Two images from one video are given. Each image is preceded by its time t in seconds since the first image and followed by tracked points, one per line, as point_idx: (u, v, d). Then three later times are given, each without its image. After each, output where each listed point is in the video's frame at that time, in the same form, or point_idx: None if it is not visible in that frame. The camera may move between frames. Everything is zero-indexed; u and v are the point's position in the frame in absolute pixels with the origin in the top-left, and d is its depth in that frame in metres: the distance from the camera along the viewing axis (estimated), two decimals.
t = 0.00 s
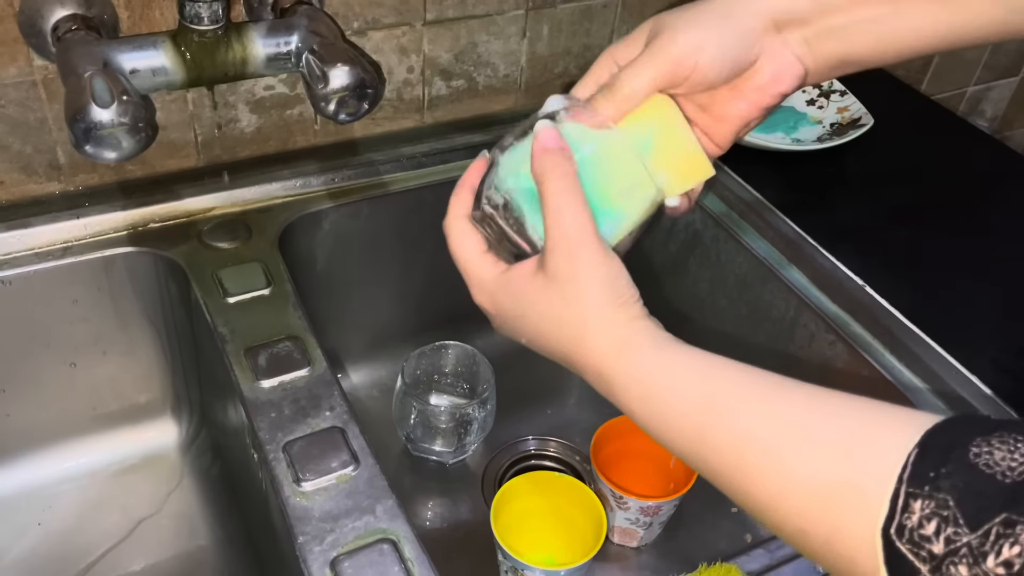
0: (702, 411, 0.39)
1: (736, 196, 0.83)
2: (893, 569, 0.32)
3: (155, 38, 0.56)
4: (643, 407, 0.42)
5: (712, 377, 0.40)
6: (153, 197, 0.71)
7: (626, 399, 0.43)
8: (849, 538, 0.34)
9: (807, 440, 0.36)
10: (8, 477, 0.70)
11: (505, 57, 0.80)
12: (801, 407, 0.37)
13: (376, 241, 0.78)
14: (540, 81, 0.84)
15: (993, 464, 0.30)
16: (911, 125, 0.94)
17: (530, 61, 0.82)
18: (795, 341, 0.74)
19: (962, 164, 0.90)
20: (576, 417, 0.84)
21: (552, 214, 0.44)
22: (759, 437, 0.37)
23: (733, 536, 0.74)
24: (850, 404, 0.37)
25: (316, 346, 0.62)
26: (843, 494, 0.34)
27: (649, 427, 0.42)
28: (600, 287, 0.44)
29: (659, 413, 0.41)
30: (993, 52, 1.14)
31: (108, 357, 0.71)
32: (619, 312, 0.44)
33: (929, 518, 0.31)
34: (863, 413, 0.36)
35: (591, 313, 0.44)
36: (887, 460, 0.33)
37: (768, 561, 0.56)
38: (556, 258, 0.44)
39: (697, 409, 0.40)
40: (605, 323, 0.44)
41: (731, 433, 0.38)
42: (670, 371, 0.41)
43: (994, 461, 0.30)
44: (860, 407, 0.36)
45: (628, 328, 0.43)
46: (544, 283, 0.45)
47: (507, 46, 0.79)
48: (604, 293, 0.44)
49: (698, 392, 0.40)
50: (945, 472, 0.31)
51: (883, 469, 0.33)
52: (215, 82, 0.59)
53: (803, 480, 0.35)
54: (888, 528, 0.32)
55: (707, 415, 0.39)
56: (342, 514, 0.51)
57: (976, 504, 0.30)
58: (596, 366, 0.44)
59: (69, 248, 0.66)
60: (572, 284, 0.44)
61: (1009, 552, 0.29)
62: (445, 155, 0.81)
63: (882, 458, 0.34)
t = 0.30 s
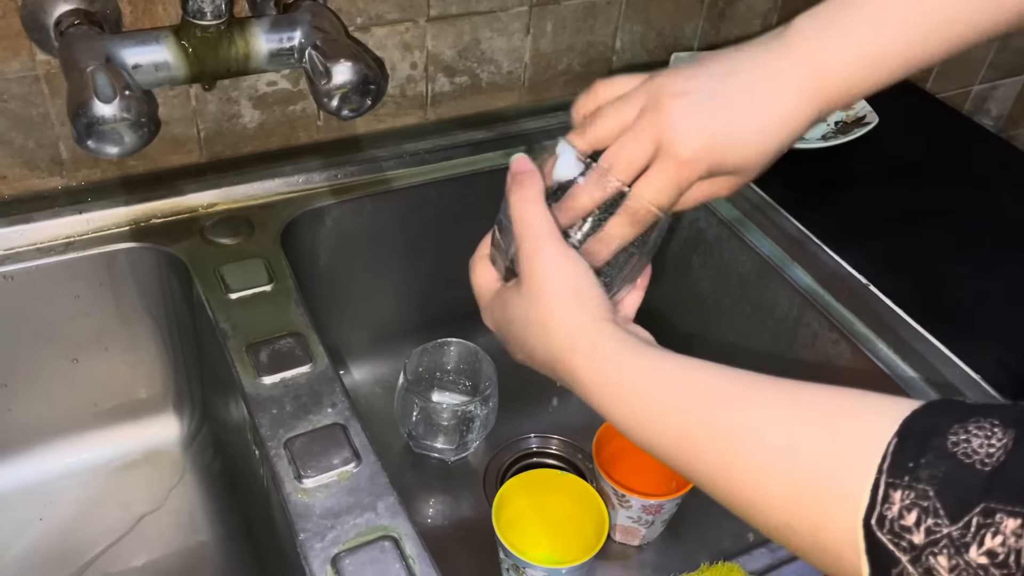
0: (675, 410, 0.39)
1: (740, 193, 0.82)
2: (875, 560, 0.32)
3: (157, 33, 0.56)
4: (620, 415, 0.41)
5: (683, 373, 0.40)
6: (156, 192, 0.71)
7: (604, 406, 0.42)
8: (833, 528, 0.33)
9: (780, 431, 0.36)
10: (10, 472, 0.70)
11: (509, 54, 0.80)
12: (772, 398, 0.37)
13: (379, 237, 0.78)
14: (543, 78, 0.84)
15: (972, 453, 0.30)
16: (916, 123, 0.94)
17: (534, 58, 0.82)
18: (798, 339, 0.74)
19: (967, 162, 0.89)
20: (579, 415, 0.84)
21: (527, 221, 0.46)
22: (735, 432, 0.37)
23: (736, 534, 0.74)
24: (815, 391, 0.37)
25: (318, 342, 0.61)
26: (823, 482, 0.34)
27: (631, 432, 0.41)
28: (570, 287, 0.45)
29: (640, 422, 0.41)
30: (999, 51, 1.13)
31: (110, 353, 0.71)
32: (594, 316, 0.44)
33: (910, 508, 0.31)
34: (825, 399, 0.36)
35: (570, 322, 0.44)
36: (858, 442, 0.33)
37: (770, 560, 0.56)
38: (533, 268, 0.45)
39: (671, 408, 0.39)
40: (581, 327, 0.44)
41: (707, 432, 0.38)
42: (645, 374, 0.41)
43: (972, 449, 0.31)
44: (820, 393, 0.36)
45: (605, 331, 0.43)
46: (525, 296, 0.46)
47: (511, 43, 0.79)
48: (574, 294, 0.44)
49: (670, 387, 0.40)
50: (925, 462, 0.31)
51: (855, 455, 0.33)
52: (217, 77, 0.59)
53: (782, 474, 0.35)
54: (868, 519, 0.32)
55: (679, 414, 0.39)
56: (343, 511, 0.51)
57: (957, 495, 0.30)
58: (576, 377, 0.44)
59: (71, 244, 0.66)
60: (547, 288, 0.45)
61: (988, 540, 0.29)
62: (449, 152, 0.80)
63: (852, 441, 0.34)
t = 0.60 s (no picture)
0: (675, 446, 0.42)
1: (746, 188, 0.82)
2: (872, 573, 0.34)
3: (168, 27, 0.57)
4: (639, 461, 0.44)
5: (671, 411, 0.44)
6: (164, 185, 0.71)
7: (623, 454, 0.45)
8: (829, 550, 0.35)
9: (777, 456, 0.38)
10: (19, 464, 0.71)
11: (516, 49, 0.80)
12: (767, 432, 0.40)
13: (386, 232, 0.78)
14: (550, 73, 0.84)
15: (947, 468, 0.33)
16: (923, 120, 0.94)
17: (541, 54, 0.82)
18: (804, 334, 0.74)
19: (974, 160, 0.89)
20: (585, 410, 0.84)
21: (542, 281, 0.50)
22: (745, 467, 0.39)
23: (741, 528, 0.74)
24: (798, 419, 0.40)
25: (326, 335, 0.62)
26: (815, 507, 0.36)
27: (646, 473, 0.44)
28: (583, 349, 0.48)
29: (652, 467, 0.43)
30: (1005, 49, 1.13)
31: (119, 345, 0.71)
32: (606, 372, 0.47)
33: (898, 522, 0.33)
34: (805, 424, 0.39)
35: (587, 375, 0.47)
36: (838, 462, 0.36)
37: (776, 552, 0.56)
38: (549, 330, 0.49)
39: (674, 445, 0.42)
40: (596, 383, 0.47)
41: (713, 470, 0.40)
42: (649, 423, 0.44)
43: (947, 463, 0.33)
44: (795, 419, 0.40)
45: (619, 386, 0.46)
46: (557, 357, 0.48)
47: (518, 38, 0.79)
48: (587, 351, 0.48)
49: (672, 427, 0.43)
50: (907, 479, 0.33)
51: (851, 481, 0.35)
52: (227, 71, 0.59)
53: (783, 500, 0.37)
54: (864, 535, 0.34)
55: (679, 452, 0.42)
56: (351, 502, 0.51)
57: (939, 508, 0.32)
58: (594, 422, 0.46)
59: (80, 236, 0.66)
60: (561, 348, 0.48)
61: (970, 545, 0.31)
62: (456, 147, 0.80)
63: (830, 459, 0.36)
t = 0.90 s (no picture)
0: (679, 398, 0.42)
1: (746, 189, 0.82)
2: (838, 481, 0.34)
3: (166, 26, 0.57)
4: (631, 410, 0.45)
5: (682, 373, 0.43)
6: (163, 185, 0.71)
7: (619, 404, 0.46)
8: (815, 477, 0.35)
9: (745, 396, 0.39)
10: (19, 462, 0.71)
11: (516, 49, 0.80)
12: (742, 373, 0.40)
13: (385, 231, 0.78)
14: (550, 73, 0.84)
15: (906, 381, 0.32)
16: (924, 121, 0.94)
17: (541, 53, 0.82)
18: (803, 334, 0.74)
19: (974, 161, 0.89)
20: (583, 410, 0.84)
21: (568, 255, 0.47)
22: (723, 407, 0.40)
23: (738, 529, 0.74)
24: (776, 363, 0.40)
25: (324, 335, 0.62)
26: (795, 431, 0.36)
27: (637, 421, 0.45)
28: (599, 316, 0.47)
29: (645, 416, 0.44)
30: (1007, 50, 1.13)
31: (117, 343, 0.71)
32: (612, 335, 0.47)
33: (858, 427, 0.33)
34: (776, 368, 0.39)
35: (593, 336, 0.47)
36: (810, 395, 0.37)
37: (771, 553, 0.55)
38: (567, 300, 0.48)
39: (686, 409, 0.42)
40: (600, 345, 0.47)
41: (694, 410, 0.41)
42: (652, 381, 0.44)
43: (906, 375, 0.33)
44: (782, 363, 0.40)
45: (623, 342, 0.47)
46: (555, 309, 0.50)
47: (518, 38, 0.79)
48: (602, 319, 0.47)
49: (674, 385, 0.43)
50: (868, 394, 0.33)
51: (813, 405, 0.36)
52: (225, 71, 0.59)
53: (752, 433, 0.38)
54: (830, 441, 0.34)
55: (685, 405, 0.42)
56: (346, 502, 0.51)
57: (893, 412, 0.32)
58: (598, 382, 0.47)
59: (79, 235, 0.67)
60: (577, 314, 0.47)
61: (918, 439, 0.31)
62: (455, 146, 0.80)
63: (807, 391, 0.37)
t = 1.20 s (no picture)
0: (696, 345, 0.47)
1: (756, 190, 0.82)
2: (829, 414, 0.39)
3: (180, 28, 0.57)
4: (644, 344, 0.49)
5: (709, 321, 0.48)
6: (176, 185, 0.72)
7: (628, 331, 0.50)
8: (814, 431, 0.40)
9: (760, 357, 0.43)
10: (33, 459, 0.72)
11: (526, 50, 0.80)
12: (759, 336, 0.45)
13: (395, 232, 0.78)
14: (560, 74, 0.84)
15: (905, 338, 0.39)
16: (934, 121, 0.94)
17: (551, 54, 0.82)
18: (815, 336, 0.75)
19: (985, 161, 0.89)
20: (592, 410, 0.85)
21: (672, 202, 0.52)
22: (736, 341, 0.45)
23: (747, 529, 0.74)
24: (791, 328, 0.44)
25: (336, 334, 0.62)
26: (802, 385, 0.41)
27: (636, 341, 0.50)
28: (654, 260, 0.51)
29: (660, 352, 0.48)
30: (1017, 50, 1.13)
31: (130, 342, 0.72)
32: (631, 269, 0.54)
33: (856, 369, 0.38)
34: (791, 331, 0.44)
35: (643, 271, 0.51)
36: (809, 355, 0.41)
37: (781, 554, 0.55)
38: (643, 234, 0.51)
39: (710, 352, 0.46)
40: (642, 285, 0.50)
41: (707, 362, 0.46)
42: (675, 322, 0.48)
43: (907, 335, 0.39)
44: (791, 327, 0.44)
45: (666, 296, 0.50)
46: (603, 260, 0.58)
47: (528, 39, 0.79)
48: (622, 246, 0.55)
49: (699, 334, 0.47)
50: (868, 344, 0.39)
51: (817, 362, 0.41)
52: (239, 72, 0.60)
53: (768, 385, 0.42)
54: (826, 379, 0.40)
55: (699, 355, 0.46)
56: (360, 501, 0.51)
57: (890, 361, 0.38)
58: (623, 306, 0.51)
59: (93, 235, 0.67)
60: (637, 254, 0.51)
61: (912, 383, 0.37)
62: (465, 147, 0.81)
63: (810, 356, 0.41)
